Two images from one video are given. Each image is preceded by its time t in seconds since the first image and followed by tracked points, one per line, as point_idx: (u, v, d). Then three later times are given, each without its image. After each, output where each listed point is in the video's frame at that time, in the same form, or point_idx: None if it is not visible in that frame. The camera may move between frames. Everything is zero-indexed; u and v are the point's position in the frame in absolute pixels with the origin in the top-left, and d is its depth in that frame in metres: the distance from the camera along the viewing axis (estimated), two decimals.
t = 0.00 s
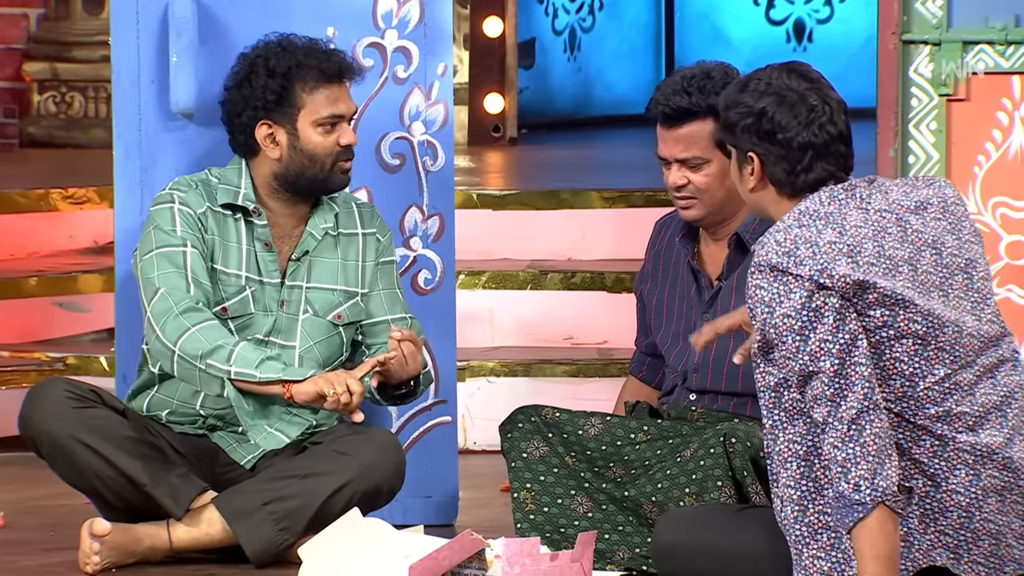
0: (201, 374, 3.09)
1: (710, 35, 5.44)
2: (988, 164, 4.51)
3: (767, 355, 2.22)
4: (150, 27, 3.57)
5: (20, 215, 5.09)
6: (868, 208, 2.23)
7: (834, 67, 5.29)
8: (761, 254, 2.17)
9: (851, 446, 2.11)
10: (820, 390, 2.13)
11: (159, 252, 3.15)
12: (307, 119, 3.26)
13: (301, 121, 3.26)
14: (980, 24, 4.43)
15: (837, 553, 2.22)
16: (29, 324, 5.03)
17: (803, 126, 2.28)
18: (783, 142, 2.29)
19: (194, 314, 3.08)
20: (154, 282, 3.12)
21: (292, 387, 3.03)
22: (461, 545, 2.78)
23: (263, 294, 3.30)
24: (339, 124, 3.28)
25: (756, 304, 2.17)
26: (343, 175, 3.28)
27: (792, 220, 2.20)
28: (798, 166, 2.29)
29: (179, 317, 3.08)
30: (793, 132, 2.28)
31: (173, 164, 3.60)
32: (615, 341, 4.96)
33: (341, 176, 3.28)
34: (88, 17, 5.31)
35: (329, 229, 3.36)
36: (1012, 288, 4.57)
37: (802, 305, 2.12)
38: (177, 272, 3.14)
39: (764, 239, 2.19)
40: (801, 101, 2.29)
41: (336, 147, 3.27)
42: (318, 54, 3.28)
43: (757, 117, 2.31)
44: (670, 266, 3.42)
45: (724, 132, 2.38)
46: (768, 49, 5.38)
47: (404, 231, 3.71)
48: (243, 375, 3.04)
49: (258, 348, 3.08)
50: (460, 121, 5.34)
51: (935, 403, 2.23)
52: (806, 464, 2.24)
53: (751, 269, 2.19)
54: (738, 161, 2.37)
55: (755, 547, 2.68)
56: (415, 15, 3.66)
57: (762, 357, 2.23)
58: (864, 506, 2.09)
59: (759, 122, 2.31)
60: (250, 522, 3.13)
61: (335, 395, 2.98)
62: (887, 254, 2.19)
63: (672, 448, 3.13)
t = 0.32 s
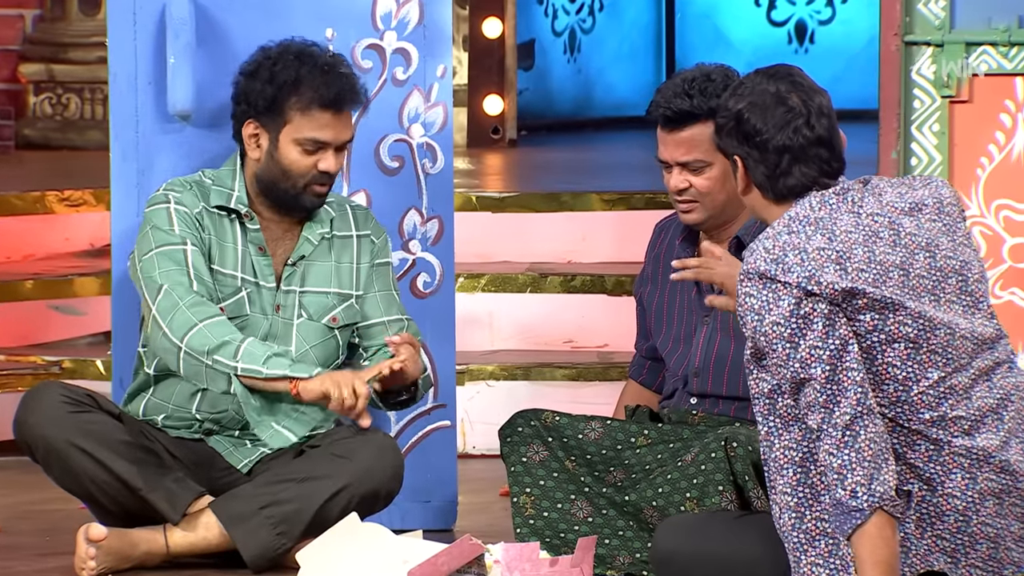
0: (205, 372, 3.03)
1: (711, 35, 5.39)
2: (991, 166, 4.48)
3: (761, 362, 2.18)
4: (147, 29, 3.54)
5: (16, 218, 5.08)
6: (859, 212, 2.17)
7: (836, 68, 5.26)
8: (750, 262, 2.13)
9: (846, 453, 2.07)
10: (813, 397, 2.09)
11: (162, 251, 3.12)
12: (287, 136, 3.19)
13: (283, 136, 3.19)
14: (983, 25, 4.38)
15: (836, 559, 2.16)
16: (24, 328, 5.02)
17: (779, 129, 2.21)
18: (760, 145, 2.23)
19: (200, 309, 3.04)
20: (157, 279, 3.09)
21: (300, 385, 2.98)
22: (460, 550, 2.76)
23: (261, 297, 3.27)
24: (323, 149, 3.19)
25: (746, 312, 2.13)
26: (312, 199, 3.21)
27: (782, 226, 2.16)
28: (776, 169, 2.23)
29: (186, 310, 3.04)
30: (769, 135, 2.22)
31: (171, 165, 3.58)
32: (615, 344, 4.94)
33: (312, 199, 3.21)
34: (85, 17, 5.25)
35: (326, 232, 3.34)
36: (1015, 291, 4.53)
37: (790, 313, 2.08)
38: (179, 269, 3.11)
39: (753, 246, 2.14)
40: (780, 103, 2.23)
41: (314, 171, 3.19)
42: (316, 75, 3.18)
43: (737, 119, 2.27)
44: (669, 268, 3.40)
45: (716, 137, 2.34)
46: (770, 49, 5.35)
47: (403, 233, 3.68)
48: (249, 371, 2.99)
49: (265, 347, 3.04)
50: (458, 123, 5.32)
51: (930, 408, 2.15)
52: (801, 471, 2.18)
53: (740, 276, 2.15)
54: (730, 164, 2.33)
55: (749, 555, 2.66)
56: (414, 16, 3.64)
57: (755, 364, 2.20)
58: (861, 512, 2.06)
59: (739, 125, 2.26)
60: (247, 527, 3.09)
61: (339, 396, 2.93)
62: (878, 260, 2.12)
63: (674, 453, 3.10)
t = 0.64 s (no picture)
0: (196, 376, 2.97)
1: (711, 37, 5.36)
2: (993, 168, 4.46)
3: (755, 369, 2.15)
4: (143, 31, 3.51)
5: (12, 221, 5.07)
6: (853, 216, 2.14)
7: (836, 72, 5.24)
8: (744, 268, 2.10)
9: (843, 459, 2.04)
10: (807, 403, 2.06)
11: (158, 252, 3.07)
12: (282, 147, 3.11)
13: (277, 147, 3.12)
14: (984, 27, 4.35)
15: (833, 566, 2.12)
16: (19, 332, 5.02)
17: (772, 133, 2.18)
18: (754, 149, 2.20)
19: (189, 312, 2.96)
20: (152, 282, 3.03)
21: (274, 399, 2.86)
22: (458, 556, 2.74)
23: (261, 304, 3.25)
24: (317, 163, 3.12)
25: (739, 319, 2.11)
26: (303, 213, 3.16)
27: (775, 233, 2.13)
28: (769, 174, 2.20)
29: (174, 313, 2.96)
30: (762, 139, 2.19)
31: (167, 168, 3.55)
32: (614, 348, 4.92)
33: (303, 211, 3.16)
34: (80, 20, 5.15)
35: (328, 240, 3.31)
36: (1017, 295, 4.50)
37: (784, 319, 2.05)
38: (175, 272, 3.05)
39: (746, 252, 2.12)
40: (773, 107, 2.21)
41: (307, 183, 3.12)
42: (316, 88, 3.10)
43: (730, 124, 2.24)
44: (669, 271, 3.37)
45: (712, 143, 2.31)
46: (770, 52, 5.31)
47: (401, 237, 3.66)
48: (231, 381, 2.89)
49: (250, 351, 2.93)
50: (457, 126, 5.29)
51: (926, 412, 2.11)
52: (797, 478, 2.14)
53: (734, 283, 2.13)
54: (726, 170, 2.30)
55: (743, 562, 2.63)
56: (412, 19, 3.61)
57: (750, 370, 2.16)
58: (859, 519, 2.03)
59: (732, 129, 2.24)
60: (244, 533, 3.04)
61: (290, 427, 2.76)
62: (873, 264, 2.09)
63: (673, 457, 3.08)
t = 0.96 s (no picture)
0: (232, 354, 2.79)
1: (708, 40, 5.34)
2: (992, 172, 4.43)
3: (753, 373, 2.13)
4: (135, 33, 3.49)
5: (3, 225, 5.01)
6: (852, 220, 2.11)
7: (833, 75, 5.22)
8: (742, 272, 2.08)
9: (841, 465, 2.01)
10: (805, 408, 2.04)
11: (178, 248, 2.95)
12: (284, 158, 3.02)
13: (279, 159, 3.03)
14: (983, 30, 4.34)
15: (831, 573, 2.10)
16: (11, 337, 4.95)
17: (778, 130, 2.16)
18: (760, 147, 2.18)
19: (219, 294, 2.81)
20: (176, 273, 2.89)
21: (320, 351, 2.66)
22: (452, 563, 2.71)
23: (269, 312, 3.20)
24: (318, 176, 3.03)
25: (737, 323, 2.08)
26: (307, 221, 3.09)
27: (774, 236, 2.10)
28: (777, 171, 2.17)
29: (203, 296, 2.81)
30: (768, 136, 2.17)
31: (159, 171, 3.52)
32: (610, 353, 4.89)
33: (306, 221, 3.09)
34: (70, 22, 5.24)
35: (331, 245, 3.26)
36: (1015, 299, 4.47)
37: (782, 323, 2.02)
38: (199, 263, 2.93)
39: (745, 255, 2.09)
40: (776, 104, 2.19)
41: (308, 197, 3.05)
42: (322, 97, 3.00)
43: (732, 124, 2.21)
44: (665, 275, 3.35)
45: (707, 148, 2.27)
46: (766, 54, 5.29)
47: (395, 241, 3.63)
48: (268, 346, 2.71)
49: (283, 312, 2.74)
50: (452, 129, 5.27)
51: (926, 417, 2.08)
52: (795, 484, 2.12)
53: (732, 286, 2.10)
54: (724, 174, 2.25)
55: (743, 567, 2.60)
56: (407, 21, 3.58)
57: (747, 376, 2.13)
58: (858, 525, 2.01)
59: (735, 130, 2.21)
60: (237, 542, 3.00)
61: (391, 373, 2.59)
62: (872, 268, 2.06)
63: (670, 462, 3.05)
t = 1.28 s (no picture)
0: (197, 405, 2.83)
1: (708, 40, 5.30)
2: (993, 173, 4.40)
3: (763, 374, 2.09)
4: (131, 34, 3.46)
5: None
6: (861, 220, 2.08)
7: (834, 75, 5.16)
8: (753, 271, 2.03)
9: (848, 466, 1.98)
10: (816, 409, 1.99)
11: (157, 277, 2.92)
12: (291, 157, 2.99)
13: (286, 158, 3.00)
14: (985, 30, 4.31)
15: None
16: (9, 339, 4.91)
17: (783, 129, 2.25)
18: (770, 144, 2.23)
19: (183, 344, 2.82)
20: (149, 312, 2.88)
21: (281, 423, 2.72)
22: (450, 567, 2.69)
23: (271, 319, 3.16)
24: (327, 173, 3.00)
25: (749, 323, 2.03)
26: (317, 221, 3.04)
27: (784, 235, 2.07)
28: (791, 164, 2.21)
29: (166, 350, 2.81)
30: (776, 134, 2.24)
31: (155, 172, 3.49)
32: (610, 356, 4.86)
33: (316, 221, 3.04)
34: (67, 22, 5.25)
35: (337, 250, 3.22)
36: (1017, 301, 4.46)
37: (795, 323, 1.98)
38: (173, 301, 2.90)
39: (756, 254, 2.05)
40: (772, 111, 2.29)
41: (318, 194, 3.00)
42: (329, 96, 2.98)
43: (734, 133, 2.27)
44: (665, 276, 3.32)
45: (701, 166, 2.29)
46: (766, 54, 5.24)
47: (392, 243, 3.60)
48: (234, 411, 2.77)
49: (246, 376, 2.78)
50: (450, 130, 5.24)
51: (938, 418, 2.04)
52: (805, 487, 2.07)
53: (744, 285, 2.05)
54: (723, 189, 2.27)
55: (753, 567, 2.56)
56: (404, 21, 3.56)
57: (758, 377, 2.09)
58: (864, 527, 1.97)
59: (739, 136, 2.26)
60: (234, 549, 2.97)
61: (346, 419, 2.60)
62: (885, 266, 2.02)
63: (670, 466, 3.01)
